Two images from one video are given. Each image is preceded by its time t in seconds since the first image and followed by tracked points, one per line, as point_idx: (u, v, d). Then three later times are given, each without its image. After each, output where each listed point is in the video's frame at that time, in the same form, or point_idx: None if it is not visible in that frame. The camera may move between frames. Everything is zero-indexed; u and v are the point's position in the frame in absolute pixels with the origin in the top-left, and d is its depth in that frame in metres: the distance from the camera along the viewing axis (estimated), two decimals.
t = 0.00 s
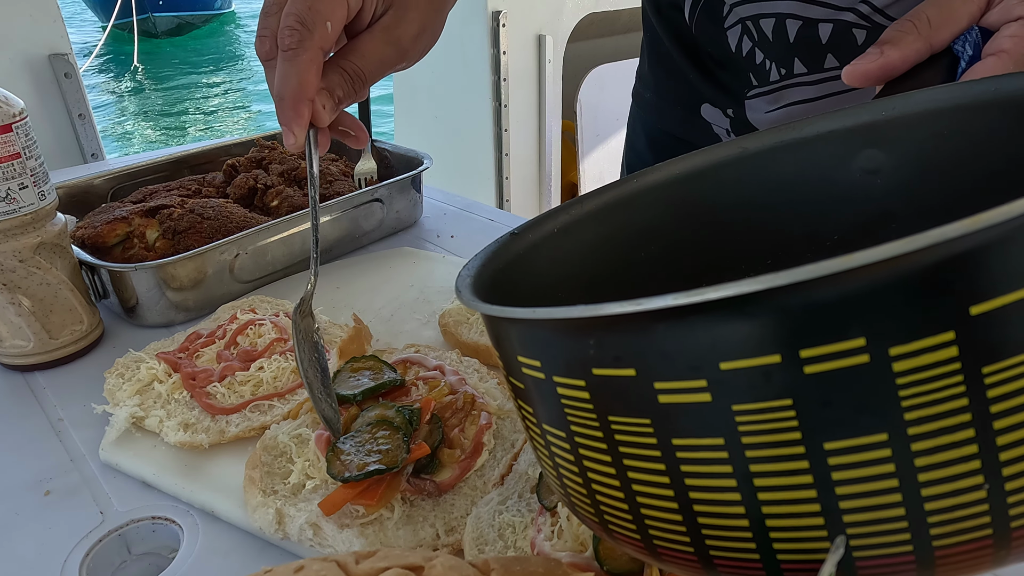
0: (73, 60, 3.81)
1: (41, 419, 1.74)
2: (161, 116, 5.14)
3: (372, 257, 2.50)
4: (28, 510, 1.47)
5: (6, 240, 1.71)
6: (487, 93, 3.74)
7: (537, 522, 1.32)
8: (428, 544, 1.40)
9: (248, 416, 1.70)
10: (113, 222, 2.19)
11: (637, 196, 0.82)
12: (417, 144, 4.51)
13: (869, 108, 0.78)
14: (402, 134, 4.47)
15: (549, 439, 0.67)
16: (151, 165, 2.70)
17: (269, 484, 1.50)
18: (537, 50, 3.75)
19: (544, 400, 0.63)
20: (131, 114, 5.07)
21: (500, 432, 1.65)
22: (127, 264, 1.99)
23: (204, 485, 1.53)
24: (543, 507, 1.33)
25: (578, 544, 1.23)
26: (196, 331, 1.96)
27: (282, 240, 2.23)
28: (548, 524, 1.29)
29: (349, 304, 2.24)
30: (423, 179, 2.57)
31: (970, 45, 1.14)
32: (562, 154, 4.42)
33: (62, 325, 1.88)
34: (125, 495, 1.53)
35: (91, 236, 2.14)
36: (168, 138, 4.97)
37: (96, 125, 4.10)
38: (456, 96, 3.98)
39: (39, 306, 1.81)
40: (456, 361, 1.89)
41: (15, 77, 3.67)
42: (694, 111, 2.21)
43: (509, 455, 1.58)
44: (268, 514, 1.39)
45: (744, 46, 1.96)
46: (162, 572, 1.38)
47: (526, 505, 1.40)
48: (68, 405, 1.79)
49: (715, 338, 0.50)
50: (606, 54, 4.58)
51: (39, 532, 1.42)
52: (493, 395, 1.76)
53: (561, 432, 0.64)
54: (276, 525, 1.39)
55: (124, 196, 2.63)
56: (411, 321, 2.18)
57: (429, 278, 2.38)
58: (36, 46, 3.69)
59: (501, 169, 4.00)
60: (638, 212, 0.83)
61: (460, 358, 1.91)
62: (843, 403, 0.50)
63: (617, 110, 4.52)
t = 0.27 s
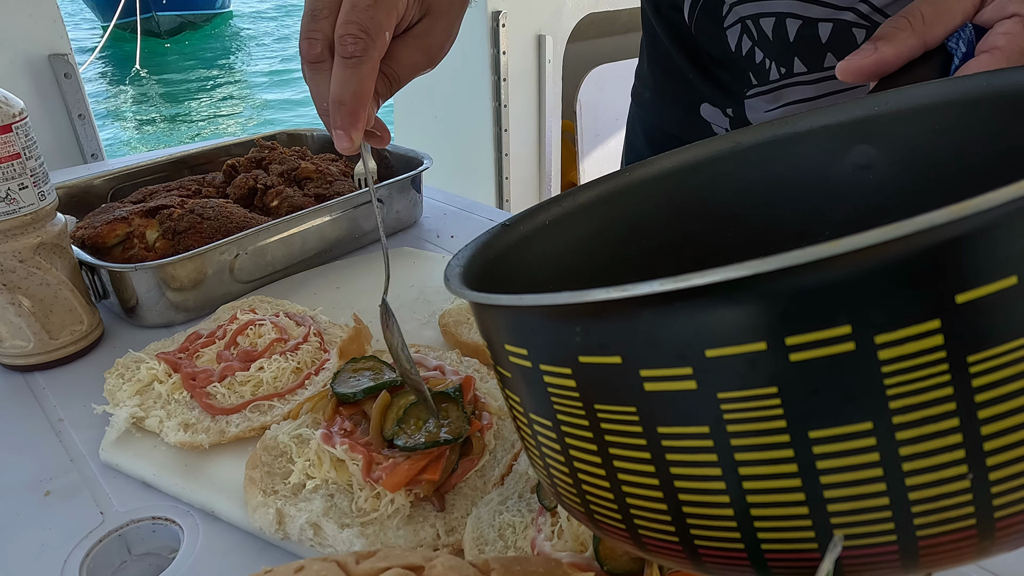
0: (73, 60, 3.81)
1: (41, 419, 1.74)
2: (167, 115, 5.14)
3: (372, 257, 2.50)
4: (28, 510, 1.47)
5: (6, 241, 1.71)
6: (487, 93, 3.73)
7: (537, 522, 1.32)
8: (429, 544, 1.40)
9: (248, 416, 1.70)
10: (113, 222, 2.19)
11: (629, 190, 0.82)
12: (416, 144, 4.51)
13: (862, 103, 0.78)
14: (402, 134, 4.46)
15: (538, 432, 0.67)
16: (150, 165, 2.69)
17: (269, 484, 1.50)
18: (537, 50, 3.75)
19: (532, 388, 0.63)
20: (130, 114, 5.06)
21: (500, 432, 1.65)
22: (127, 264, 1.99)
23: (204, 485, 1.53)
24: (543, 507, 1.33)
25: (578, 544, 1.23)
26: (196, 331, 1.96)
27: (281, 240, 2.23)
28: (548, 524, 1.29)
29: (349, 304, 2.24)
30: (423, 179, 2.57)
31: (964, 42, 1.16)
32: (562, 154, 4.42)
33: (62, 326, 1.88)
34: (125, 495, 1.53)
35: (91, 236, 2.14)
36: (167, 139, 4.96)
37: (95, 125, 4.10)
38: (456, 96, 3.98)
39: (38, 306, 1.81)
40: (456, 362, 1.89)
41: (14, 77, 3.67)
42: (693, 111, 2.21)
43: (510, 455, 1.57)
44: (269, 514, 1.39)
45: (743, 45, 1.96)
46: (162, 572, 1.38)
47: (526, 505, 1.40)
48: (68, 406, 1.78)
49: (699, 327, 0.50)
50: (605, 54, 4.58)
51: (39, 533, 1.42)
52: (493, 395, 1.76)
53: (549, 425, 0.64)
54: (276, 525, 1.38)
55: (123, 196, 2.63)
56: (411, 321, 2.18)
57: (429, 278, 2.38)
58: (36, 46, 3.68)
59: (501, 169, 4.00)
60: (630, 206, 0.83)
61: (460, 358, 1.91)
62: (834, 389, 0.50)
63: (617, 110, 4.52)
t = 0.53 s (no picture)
0: (73, 61, 3.81)
1: (41, 419, 1.74)
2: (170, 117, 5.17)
3: (372, 257, 2.50)
4: (28, 510, 1.48)
5: (6, 241, 1.71)
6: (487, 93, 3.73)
7: (537, 521, 1.33)
8: (428, 544, 1.39)
9: (248, 416, 1.71)
10: (113, 222, 2.19)
11: (610, 184, 0.91)
12: (416, 144, 4.51)
13: (829, 103, 0.88)
14: (402, 134, 4.46)
15: (498, 394, 0.72)
16: (150, 165, 2.70)
17: (269, 484, 1.50)
18: (537, 50, 3.75)
19: (482, 349, 0.70)
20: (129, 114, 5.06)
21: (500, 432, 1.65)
22: (126, 264, 1.99)
23: (204, 485, 1.53)
24: (543, 507, 1.33)
25: (578, 544, 1.24)
26: (196, 331, 1.96)
27: (281, 240, 2.23)
28: (548, 524, 1.30)
29: (349, 304, 2.24)
30: (423, 179, 2.58)
31: (936, 46, 1.14)
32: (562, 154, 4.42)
33: (62, 325, 1.89)
34: (125, 496, 1.53)
35: (91, 236, 2.14)
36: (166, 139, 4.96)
37: (95, 125, 4.10)
38: (456, 95, 3.98)
39: (39, 306, 1.81)
40: (456, 361, 1.89)
41: (14, 76, 3.67)
42: (690, 109, 2.22)
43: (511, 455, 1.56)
44: (268, 514, 1.38)
45: (737, 42, 1.96)
46: (163, 572, 1.38)
47: (526, 505, 1.40)
48: (68, 406, 1.79)
49: (625, 275, 0.56)
50: (605, 54, 4.58)
51: (39, 533, 1.42)
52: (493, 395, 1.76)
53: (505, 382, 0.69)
54: (276, 525, 1.38)
55: (123, 196, 2.63)
56: (411, 321, 2.18)
57: (429, 278, 2.38)
58: (36, 47, 3.68)
59: (501, 168, 4.00)
60: (609, 198, 0.92)
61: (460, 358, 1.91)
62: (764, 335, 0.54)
63: (617, 110, 4.52)
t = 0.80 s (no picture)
0: (73, 60, 3.81)
1: (40, 419, 1.74)
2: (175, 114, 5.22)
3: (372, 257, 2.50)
4: (28, 509, 1.48)
5: (5, 241, 1.70)
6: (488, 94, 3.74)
7: (537, 521, 1.33)
8: (429, 543, 1.40)
9: (248, 416, 1.71)
10: (113, 223, 2.18)
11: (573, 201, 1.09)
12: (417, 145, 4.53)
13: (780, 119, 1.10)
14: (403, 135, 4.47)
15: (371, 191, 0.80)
16: (150, 165, 2.69)
17: (269, 484, 1.50)
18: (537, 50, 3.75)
19: (357, 144, 0.80)
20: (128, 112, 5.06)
21: (500, 432, 1.66)
22: (126, 265, 1.98)
23: (204, 485, 1.53)
24: (543, 506, 1.34)
25: (577, 543, 1.24)
26: (196, 331, 1.96)
27: (281, 240, 2.22)
28: (548, 524, 1.30)
29: (349, 304, 2.24)
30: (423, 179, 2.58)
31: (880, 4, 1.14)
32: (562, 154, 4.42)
33: (61, 326, 1.89)
34: (125, 496, 1.53)
35: (91, 236, 2.14)
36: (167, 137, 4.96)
37: (94, 124, 4.11)
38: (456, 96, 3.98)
39: (38, 307, 1.80)
40: (456, 361, 1.89)
41: (13, 76, 3.66)
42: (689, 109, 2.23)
43: (509, 455, 1.59)
44: (269, 514, 1.38)
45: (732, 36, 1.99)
46: (163, 572, 1.38)
47: (526, 505, 1.41)
48: (68, 406, 1.78)
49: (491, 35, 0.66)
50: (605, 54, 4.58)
51: (39, 532, 1.42)
52: (494, 395, 1.76)
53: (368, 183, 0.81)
54: (276, 525, 1.38)
55: (123, 196, 2.63)
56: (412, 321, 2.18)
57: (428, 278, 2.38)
58: (35, 47, 3.68)
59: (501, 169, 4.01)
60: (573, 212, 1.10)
61: (461, 357, 1.91)
62: (556, 97, 0.66)
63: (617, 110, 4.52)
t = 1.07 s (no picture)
0: (72, 61, 3.81)
1: (40, 419, 1.74)
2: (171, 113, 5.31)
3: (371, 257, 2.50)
4: (28, 509, 1.48)
5: (5, 241, 1.69)
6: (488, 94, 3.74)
7: (537, 522, 1.33)
8: (429, 543, 1.40)
9: (248, 416, 1.70)
10: (113, 222, 2.18)
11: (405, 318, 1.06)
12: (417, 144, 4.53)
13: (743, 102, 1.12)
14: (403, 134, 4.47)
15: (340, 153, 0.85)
16: (149, 165, 2.70)
17: (270, 484, 1.50)
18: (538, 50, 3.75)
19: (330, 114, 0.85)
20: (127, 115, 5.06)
21: (500, 432, 1.66)
22: (126, 265, 1.98)
23: (204, 484, 1.54)
24: (543, 506, 1.34)
25: (577, 543, 1.24)
26: (195, 332, 1.95)
27: (281, 240, 2.22)
28: (548, 524, 1.30)
29: (349, 304, 2.24)
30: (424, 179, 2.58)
31: None
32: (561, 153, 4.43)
33: (62, 326, 1.89)
34: (125, 496, 1.53)
35: (91, 236, 2.13)
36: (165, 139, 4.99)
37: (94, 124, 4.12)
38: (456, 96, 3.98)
39: (39, 307, 1.81)
40: (456, 361, 1.89)
41: (13, 76, 3.66)
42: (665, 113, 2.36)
43: (510, 455, 1.59)
44: (269, 514, 1.39)
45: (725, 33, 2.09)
46: (163, 572, 1.38)
47: (526, 505, 1.41)
48: (68, 406, 1.78)
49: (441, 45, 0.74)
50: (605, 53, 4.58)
51: (39, 532, 1.42)
52: (494, 395, 1.76)
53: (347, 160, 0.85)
54: (276, 525, 1.39)
55: (122, 196, 2.63)
56: (411, 321, 2.19)
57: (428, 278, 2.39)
58: (35, 47, 3.68)
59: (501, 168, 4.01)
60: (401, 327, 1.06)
61: (461, 357, 1.91)
62: (505, 70, 0.73)
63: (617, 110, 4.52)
